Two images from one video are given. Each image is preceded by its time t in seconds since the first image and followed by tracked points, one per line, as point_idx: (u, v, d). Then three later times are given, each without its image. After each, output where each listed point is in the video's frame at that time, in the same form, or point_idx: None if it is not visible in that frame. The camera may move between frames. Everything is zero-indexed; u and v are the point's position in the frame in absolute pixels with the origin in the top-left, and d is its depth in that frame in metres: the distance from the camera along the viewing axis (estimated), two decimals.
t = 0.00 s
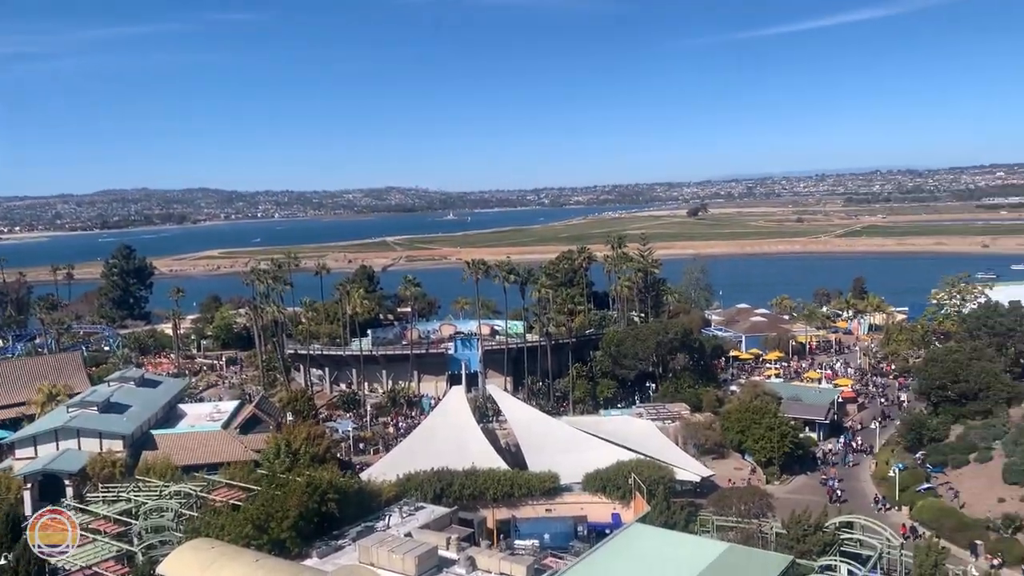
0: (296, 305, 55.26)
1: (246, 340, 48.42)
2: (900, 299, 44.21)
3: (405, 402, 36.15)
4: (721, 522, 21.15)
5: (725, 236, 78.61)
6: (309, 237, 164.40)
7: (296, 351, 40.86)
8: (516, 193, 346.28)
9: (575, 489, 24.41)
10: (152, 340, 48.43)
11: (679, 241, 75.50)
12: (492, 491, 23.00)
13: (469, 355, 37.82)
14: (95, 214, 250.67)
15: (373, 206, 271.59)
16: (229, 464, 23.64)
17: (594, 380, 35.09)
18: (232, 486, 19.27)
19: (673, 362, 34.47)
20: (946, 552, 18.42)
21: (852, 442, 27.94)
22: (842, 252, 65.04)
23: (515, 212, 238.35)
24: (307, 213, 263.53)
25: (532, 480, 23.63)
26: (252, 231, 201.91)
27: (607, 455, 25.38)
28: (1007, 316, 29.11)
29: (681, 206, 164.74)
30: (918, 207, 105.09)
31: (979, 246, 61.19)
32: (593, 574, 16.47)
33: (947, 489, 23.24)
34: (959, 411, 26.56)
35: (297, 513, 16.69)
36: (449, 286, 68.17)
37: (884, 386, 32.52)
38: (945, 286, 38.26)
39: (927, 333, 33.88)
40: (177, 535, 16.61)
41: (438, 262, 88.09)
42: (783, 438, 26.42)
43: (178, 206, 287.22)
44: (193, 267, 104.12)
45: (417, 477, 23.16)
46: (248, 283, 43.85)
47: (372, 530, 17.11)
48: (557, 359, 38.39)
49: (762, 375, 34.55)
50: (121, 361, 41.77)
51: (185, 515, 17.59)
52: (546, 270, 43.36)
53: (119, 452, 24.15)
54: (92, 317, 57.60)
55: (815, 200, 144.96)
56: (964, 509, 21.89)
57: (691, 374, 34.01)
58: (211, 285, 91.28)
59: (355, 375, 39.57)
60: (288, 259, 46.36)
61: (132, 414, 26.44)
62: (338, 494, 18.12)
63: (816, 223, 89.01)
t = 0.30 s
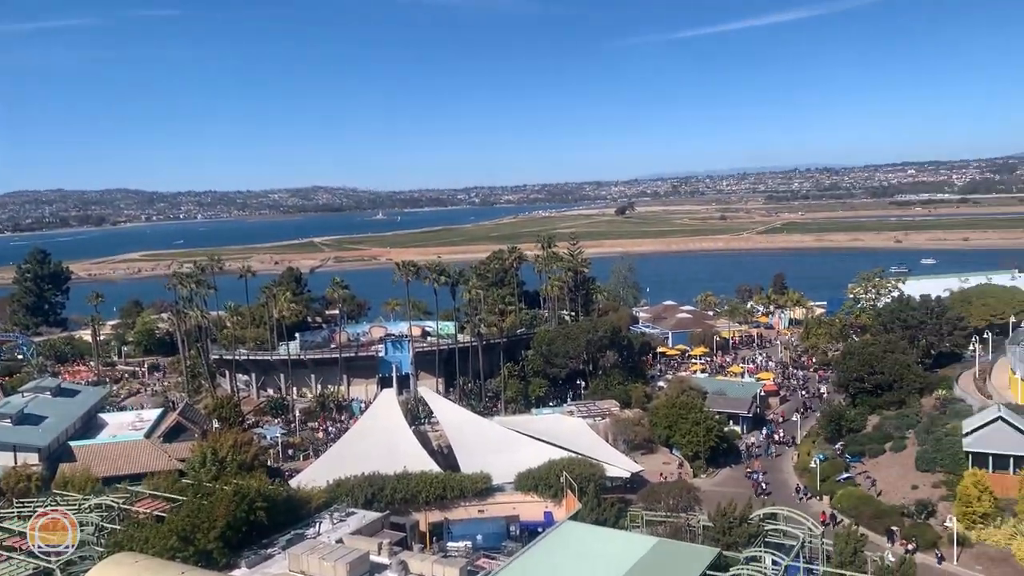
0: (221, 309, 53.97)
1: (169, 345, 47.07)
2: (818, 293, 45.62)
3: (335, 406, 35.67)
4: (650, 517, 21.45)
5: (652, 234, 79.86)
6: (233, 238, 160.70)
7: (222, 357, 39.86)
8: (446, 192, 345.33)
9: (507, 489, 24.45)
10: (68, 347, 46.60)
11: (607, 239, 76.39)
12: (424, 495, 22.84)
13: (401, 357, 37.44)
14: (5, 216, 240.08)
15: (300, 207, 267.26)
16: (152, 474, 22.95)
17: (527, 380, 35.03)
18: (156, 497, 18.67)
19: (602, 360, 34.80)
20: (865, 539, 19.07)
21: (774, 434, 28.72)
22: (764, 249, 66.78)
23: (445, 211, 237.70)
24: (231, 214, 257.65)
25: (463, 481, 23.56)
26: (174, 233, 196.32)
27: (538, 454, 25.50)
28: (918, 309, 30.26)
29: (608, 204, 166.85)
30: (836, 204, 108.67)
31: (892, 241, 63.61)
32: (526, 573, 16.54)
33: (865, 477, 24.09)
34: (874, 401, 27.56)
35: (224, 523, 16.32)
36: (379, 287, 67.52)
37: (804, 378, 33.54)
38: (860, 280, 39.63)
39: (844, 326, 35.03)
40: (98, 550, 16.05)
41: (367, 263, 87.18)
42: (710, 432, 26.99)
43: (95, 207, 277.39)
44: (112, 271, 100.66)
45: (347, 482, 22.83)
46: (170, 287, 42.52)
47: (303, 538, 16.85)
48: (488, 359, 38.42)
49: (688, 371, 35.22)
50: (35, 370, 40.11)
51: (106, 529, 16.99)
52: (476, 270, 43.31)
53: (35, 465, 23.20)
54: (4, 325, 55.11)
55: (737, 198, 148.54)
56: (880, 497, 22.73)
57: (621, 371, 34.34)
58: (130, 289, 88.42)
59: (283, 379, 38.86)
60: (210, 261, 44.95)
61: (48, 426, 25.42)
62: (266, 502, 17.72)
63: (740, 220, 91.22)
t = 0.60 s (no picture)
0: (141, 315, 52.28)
1: (87, 354, 45.40)
2: (741, 288, 46.73)
3: (263, 412, 34.94)
4: (582, 514, 21.50)
5: (580, 231, 80.56)
6: (154, 241, 155.93)
7: (142, 365, 38.49)
8: (373, 191, 341.99)
9: (439, 491, 24.33)
10: None
11: (536, 237, 76.79)
12: (355, 500, 22.57)
13: (329, 360, 36.91)
14: None
15: (223, 208, 260.99)
16: (71, 488, 22.11)
17: (458, 380, 34.94)
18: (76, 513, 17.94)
19: (534, 358, 34.83)
20: (790, 528, 19.54)
21: (701, 428, 29.28)
22: (688, 245, 68.09)
23: (373, 211, 235.34)
24: (150, 216, 250.06)
25: (396, 485, 23.35)
26: (90, 236, 189.58)
27: (471, 455, 25.44)
28: (836, 302, 31.22)
29: (537, 203, 167.70)
30: (758, 200, 111.51)
31: (810, 236, 65.56)
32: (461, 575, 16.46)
33: (788, 467, 24.74)
34: (796, 393, 28.37)
35: (147, 538, 15.75)
36: (306, 290, 66.45)
37: (729, 371, 34.34)
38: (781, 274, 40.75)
39: (766, 320, 35.92)
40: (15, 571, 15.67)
41: (294, 265, 85.72)
42: (639, 427, 27.34)
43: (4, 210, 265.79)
44: (23, 277, 96.55)
45: (277, 490, 22.41)
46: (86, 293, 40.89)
47: (231, 549, 16.46)
48: (419, 361, 38.23)
49: (617, 366, 35.67)
50: None
51: (22, 549, 16.38)
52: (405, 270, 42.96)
53: None
54: None
55: (663, 194, 151.06)
56: (803, 486, 23.40)
57: (552, 369, 34.27)
58: (44, 296, 84.98)
59: (207, 387, 37.89)
60: (129, 266, 43.29)
61: None
62: (192, 513, 17.05)
63: (666, 217, 92.86)
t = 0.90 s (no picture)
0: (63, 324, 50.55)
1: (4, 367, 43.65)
2: (672, 285, 47.55)
3: (193, 422, 34.13)
4: (519, 515, 21.60)
5: (513, 232, 80.86)
6: (74, 247, 150.77)
7: (65, 377, 37.13)
8: (305, 193, 337.02)
9: (376, 498, 24.13)
10: None
11: (470, 238, 76.79)
12: (290, 510, 22.21)
13: (261, 368, 36.79)
14: None
15: (148, 212, 253.93)
16: None
17: (393, 385, 34.70)
18: None
19: (470, 360, 34.63)
20: (722, 521, 19.96)
21: (634, 424, 29.71)
22: (621, 244, 68.97)
23: (305, 213, 231.96)
24: (71, 222, 241.74)
25: (332, 493, 23.06)
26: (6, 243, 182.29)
27: (407, 460, 25.29)
28: (762, 298, 32.02)
29: (471, 203, 167.61)
30: (687, 199, 113.72)
31: (737, 233, 67.11)
32: None
33: (718, 461, 25.29)
34: (725, 388, 29.01)
35: (72, 556, 15.23)
36: (237, 295, 65.17)
37: (661, 368, 34.92)
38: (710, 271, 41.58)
39: (696, 316, 36.60)
40: None
41: (223, 270, 83.95)
42: (575, 426, 27.56)
43: None
44: None
45: (209, 502, 21.91)
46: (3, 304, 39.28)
47: (161, 565, 16.05)
48: (353, 366, 37.88)
49: (552, 366, 35.92)
50: None
51: None
52: (338, 275, 42.49)
53: None
54: None
55: (595, 194, 152.70)
56: (733, 479, 23.94)
57: (488, 371, 34.25)
58: None
59: (134, 398, 36.82)
60: (48, 275, 41.53)
61: None
62: (120, 529, 16.57)
63: (598, 216, 93.94)
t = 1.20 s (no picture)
0: None
1: None
2: (611, 286, 47.93)
3: (124, 433, 33.12)
4: (460, 520, 21.48)
5: (452, 234, 80.61)
6: None
7: None
8: (239, 196, 330.62)
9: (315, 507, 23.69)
10: None
11: (410, 241, 76.29)
12: (226, 522, 21.64)
13: (194, 377, 35.75)
14: None
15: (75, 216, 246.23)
16: None
17: (331, 391, 34.19)
18: None
19: (410, 365, 34.30)
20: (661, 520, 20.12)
21: (575, 426, 29.80)
22: (560, 245, 69.31)
23: (240, 216, 227.64)
24: None
25: (268, 503, 22.56)
26: None
27: (345, 468, 24.89)
28: (698, 299, 32.46)
29: (410, 205, 166.65)
30: (624, 200, 114.97)
31: (674, 233, 68.10)
32: None
33: (657, 461, 25.52)
34: (663, 388, 29.34)
35: None
36: (169, 302, 63.55)
37: (601, 369, 35.14)
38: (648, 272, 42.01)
39: (635, 317, 36.93)
40: None
41: (155, 275, 81.83)
42: (515, 429, 27.51)
43: None
44: None
45: (140, 516, 21.22)
46: None
47: None
48: (290, 373, 37.25)
49: (493, 369, 35.84)
50: None
51: None
52: (273, 280, 41.71)
53: None
54: None
55: (535, 196, 153.28)
56: (671, 478, 24.18)
57: (428, 375, 33.92)
58: None
59: (61, 410, 35.56)
60: None
61: None
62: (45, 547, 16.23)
63: (538, 217, 94.33)
